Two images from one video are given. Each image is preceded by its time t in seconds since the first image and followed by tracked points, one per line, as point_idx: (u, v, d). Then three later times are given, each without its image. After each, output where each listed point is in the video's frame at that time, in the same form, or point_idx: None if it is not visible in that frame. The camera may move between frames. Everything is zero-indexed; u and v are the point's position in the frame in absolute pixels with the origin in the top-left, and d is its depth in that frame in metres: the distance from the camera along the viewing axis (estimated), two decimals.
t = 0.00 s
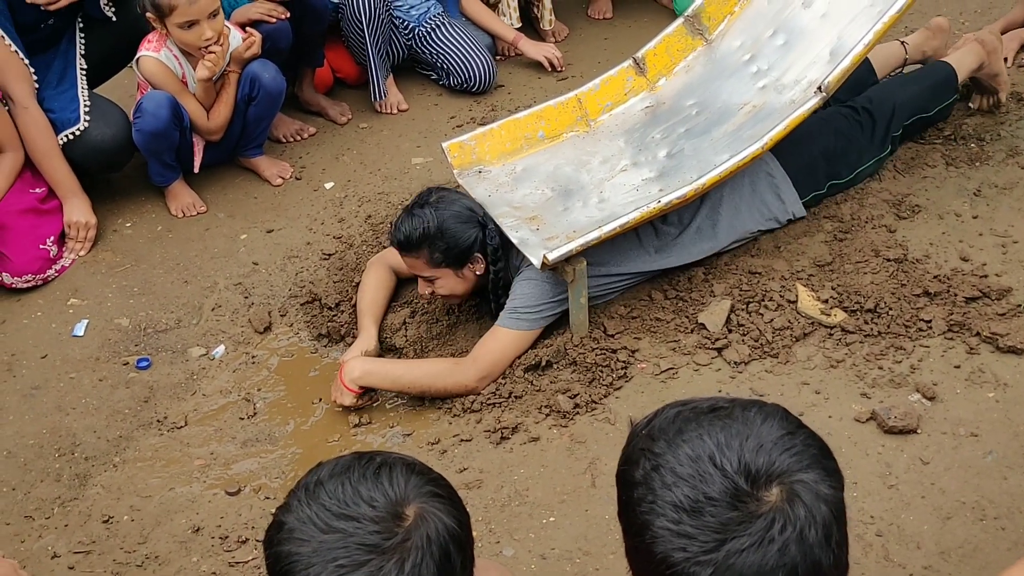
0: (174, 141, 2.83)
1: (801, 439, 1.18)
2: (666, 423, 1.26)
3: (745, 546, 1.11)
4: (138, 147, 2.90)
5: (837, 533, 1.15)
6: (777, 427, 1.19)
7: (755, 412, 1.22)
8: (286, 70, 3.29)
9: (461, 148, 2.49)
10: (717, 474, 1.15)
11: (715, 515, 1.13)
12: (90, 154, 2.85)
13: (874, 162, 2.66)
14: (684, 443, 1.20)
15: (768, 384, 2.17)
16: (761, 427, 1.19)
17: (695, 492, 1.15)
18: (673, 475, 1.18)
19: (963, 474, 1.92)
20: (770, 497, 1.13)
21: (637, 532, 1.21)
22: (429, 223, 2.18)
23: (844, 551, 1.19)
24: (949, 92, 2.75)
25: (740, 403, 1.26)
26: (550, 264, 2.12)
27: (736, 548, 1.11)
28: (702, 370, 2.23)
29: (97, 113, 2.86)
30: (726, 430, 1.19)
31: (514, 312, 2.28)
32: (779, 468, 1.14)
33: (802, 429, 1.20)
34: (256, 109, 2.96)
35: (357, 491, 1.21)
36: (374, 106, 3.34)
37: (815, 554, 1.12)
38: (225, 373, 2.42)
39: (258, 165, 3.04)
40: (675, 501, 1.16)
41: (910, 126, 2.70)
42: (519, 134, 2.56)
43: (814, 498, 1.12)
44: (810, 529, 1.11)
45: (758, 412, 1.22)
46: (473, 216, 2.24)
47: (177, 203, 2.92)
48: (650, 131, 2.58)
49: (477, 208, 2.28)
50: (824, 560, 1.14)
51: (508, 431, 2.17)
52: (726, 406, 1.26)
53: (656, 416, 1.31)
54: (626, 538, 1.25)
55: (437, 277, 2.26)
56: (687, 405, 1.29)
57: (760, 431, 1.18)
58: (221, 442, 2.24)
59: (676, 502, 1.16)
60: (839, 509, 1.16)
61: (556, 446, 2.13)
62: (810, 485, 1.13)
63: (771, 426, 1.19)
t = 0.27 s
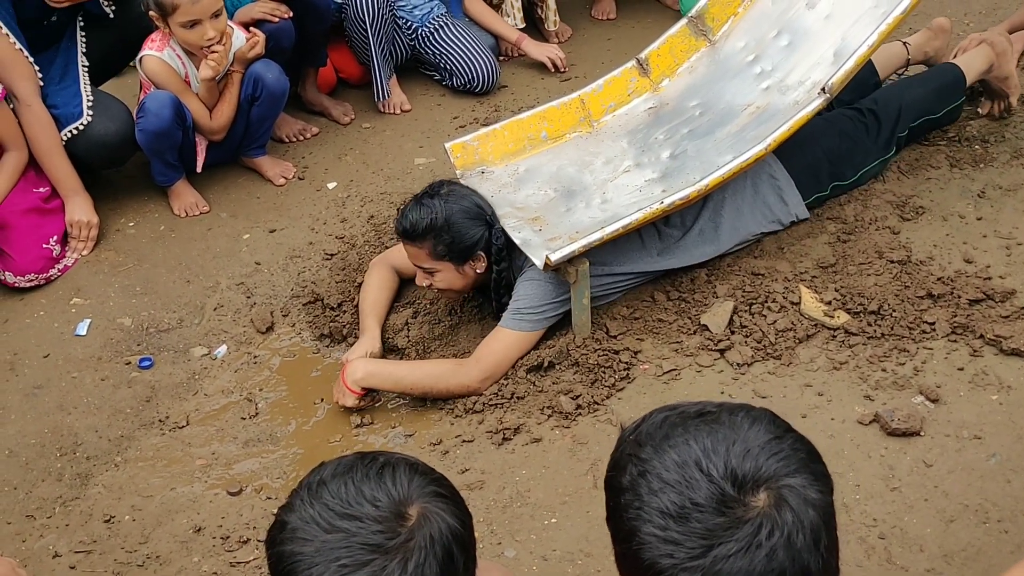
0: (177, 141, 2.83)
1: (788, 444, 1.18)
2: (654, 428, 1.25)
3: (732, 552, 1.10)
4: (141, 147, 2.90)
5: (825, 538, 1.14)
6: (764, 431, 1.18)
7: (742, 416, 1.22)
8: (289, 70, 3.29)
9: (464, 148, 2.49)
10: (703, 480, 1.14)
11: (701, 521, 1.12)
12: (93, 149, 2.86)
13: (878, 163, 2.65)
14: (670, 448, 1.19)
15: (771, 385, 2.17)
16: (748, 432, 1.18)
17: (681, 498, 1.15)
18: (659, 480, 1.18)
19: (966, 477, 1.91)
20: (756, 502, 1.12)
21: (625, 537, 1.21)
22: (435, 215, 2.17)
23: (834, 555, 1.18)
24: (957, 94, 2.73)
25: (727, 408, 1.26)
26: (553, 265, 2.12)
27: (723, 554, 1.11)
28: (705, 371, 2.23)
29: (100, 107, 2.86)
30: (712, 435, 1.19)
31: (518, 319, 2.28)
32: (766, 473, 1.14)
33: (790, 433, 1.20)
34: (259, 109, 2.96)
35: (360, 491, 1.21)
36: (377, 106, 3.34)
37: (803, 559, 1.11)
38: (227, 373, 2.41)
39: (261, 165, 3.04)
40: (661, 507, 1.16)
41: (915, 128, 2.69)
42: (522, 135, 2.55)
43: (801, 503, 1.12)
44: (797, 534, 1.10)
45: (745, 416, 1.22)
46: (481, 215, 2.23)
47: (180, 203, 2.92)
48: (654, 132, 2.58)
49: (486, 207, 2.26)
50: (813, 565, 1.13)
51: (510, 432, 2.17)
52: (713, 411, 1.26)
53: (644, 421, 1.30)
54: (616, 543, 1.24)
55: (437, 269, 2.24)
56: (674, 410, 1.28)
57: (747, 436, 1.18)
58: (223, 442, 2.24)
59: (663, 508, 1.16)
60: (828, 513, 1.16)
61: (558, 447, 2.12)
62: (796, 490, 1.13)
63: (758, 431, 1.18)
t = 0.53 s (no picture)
0: (180, 141, 2.83)
1: (791, 448, 1.18)
2: (657, 432, 1.25)
3: (735, 557, 1.10)
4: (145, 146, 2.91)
5: (829, 541, 1.14)
6: (767, 435, 1.19)
7: (745, 420, 1.22)
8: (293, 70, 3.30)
9: (468, 149, 2.49)
10: (706, 485, 1.14)
11: (704, 526, 1.13)
12: (94, 141, 2.88)
13: (881, 163, 2.65)
14: (673, 452, 1.20)
15: (774, 387, 2.17)
16: (751, 436, 1.19)
17: (684, 503, 1.15)
18: (662, 485, 1.18)
19: (969, 479, 1.91)
20: (760, 506, 1.12)
21: (629, 542, 1.21)
22: (440, 216, 2.16)
23: (838, 559, 1.18)
24: (962, 96, 2.73)
25: (730, 411, 1.26)
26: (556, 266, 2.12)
27: (726, 559, 1.10)
28: (707, 372, 2.23)
29: (100, 100, 2.89)
30: (714, 439, 1.19)
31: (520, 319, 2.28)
32: (769, 478, 1.14)
33: (793, 437, 1.20)
34: (263, 110, 2.97)
35: (365, 490, 1.21)
36: (381, 107, 3.35)
37: (806, 564, 1.11)
38: (230, 373, 2.42)
39: (265, 164, 3.05)
40: (664, 511, 1.16)
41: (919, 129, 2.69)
42: (526, 135, 2.56)
43: (804, 507, 1.11)
44: (801, 539, 1.10)
45: (748, 420, 1.22)
46: (487, 217, 2.22)
47: (184, 203, 2.92)
48: (657, 133, 2.58)
49: (492, 209, 2.26)
50: (817, 570, 1.13)
51: (513, 433, 2.17)
52: (716, 414, 1.26)
53: (646, 424, 1.30)
54: (619, 547, 1.25)
55: (440, 269, 2.24)
56: (677, 413, 1.29)
57: (749, 440, 1.18)
58: (226, 442, 2.24)
59: (666, 513, 1.16)
60: (831, 517, 1.16)
61: (561, 447, 2.12)
62: (800, 495, 1.13)
63: (761, 435, 1.18)
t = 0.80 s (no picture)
0: (183, 140, 2.83)
1: (803, 444, 1.18)
2: (668, 428, 1.26)
3: (748, 553, 1.10)
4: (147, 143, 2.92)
5: (841, 539, 1.15)
6: (780, 432, 1.19)
7: (757, 417, 1.22)
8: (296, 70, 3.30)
9: (471, 148, 2.49)
10: (719, 479, 1.14)
11: (717, 521, 1.12)
12: (97, 136, 2.88)
13: (883, 159, 2.65)
14: (685, 448, 1.20)
15: (777, 386, 2.17)
16: (763, 432, 1.19)
17: (697, 497, 1.15)
18: (675, 480, 1.18)
19: (972, 478, 1.91)
20: (773, 502, 1.12)
21: (640, 537, 1.21)
22: (434, 224, 2.17)
23: (849, 558, 1.19)
24: (967, 92, 2.72)
25: (743, 408, 1.27)
26: (559, 265, 2.12)
27: (739, 555, 1.10)
28: (710, 372, 2.23)
29: (104, 94, 2.90)
30: (728, 435, 1.19)
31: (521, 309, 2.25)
32: (782, 473, 1.14)
33: (806, 434, 1.20)
34: (265, 109, 2.97)
35: (367, 487, 1.21)
36: (384, 106, 3.35)
37: (819, 560, 1.12)
38: (233, 372, 2.42)
39: (268, 164, 3.05)
40: (677, 506, 1.16)
41: (922, 125, 2.68)
42: (529, 134, 2.56)
43: (817, 503, 1.12)
44: (813, 535, 1.10)
45: (761, 417, 1.22)
46: (481, 218, 2.21)
47: (187, 202, 2.93)
48: (660, 133, 2.58)
49: (488, 209, 2.24)
50: (829, 567, 1.13)
51: (516, 432, 2.17)
52: (728, 411, 1.26)
53: (657, 421, 1.31)
54: (630, 543, 1.25)
55: (442, 274, 2.26)
56: (689, 410, 1.29)
57: (762, 437, 1.18)
58: (229, 441, 2.24)
59: (679, 507, 1.16)
60: (843, 514, 1.16)
61: (564, 446, 2.12)
62: (813, 491, 1.13)
63: (773, 432, 1.19)
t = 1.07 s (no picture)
0: (187, 134, 2.84)
1: (819, 427, 1.18)
2: (683, 410, 1.26)
3: (763, 533, 1.10)
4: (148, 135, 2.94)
5: (855, 522, 1.15)
6: (795, 414, 1.19)
7: (773, 400, 1.23)
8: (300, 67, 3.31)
9: (476, 143, 2.49)
10: (735, 459, 1.15)
11: (733, 500, 1.13)
12: (102, 131, 2.89)
13: (888, 153, 2.65)
14: (701, 429, 1.20)
15: (782, 381, 2.17)
16: (779, 414, 1.19)
17: (713, 477, 1.15)
18: (690, 460, 1.18)
19: (977, 473, 1.91)
20: (789, 483, 1.13)
21: (654, 517, 1.21)
22: (430, 238, 2.10)
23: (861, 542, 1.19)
24: (973, 88, 2.72)
25: (758, 392, 1.27)
26: (564, 258, 2.12)
27: (754, 534, 1.11)
28: (715, 366, 2.23)
29: (111, 87, 2.91)
30: (743, 416, 1.20)
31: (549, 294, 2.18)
32: (798, 455, 1.15)
33: (820, 417, 1.20)
34: (270, 105, 2.98)
35: (373, 473, 1.22)
36: (389, 102, 3.36)
37: (833, 543, 1.12)
38: (238, 365, 2.43)
39: (273, 159, 3.06)
40: (693, 486, 1.16)
41: (928, 119, 2.68)
42: (534, 130, 2.56)
43: (832, 486, 1.12)
44: (828, 516, 1.11)
45: (776, 400, 1.23)
46: (479, 227, 2.14)
47: (192, 196, 2.93)
48: (665, 128, 2.59)
49: (485, 216, 2.17)
50: (843, 549, 1.14)
51: (521, 425, 2.17)
52: (744, 394, 1.27)
53: (672, 404, 1.31)
54: (643, 523, 1.25)
55: (443, 280, 2.20)
56: (703, 394, 1.30)
57: (778, 419, 1.18)
58: (234, 433, 2.25)
59: (694, 487, 1.16)
60: (857, 497, 1.16)
61: (568, 440, 2.12)
62: (828, 473, 1.14)
63: (789, 414, 1.19)
